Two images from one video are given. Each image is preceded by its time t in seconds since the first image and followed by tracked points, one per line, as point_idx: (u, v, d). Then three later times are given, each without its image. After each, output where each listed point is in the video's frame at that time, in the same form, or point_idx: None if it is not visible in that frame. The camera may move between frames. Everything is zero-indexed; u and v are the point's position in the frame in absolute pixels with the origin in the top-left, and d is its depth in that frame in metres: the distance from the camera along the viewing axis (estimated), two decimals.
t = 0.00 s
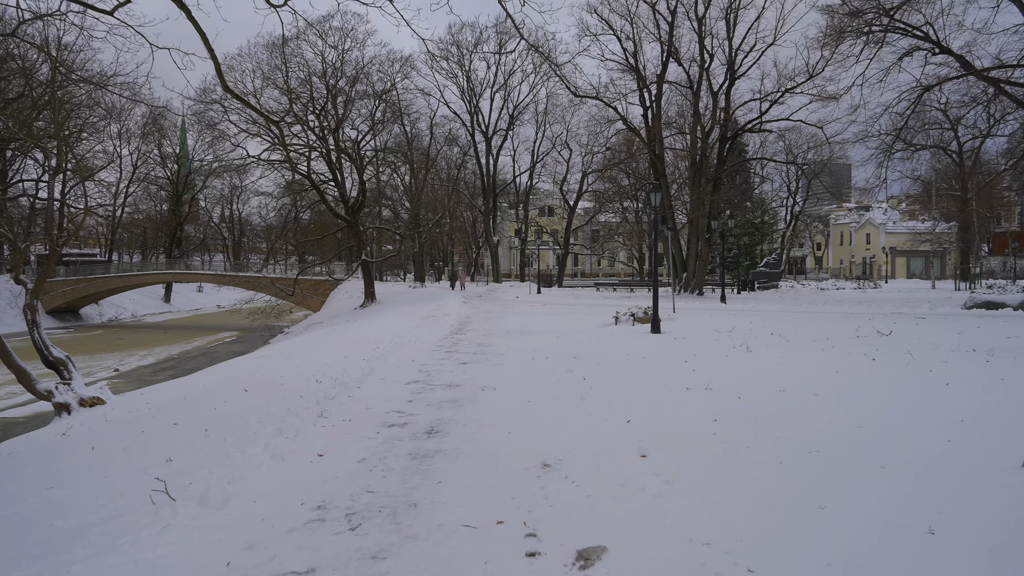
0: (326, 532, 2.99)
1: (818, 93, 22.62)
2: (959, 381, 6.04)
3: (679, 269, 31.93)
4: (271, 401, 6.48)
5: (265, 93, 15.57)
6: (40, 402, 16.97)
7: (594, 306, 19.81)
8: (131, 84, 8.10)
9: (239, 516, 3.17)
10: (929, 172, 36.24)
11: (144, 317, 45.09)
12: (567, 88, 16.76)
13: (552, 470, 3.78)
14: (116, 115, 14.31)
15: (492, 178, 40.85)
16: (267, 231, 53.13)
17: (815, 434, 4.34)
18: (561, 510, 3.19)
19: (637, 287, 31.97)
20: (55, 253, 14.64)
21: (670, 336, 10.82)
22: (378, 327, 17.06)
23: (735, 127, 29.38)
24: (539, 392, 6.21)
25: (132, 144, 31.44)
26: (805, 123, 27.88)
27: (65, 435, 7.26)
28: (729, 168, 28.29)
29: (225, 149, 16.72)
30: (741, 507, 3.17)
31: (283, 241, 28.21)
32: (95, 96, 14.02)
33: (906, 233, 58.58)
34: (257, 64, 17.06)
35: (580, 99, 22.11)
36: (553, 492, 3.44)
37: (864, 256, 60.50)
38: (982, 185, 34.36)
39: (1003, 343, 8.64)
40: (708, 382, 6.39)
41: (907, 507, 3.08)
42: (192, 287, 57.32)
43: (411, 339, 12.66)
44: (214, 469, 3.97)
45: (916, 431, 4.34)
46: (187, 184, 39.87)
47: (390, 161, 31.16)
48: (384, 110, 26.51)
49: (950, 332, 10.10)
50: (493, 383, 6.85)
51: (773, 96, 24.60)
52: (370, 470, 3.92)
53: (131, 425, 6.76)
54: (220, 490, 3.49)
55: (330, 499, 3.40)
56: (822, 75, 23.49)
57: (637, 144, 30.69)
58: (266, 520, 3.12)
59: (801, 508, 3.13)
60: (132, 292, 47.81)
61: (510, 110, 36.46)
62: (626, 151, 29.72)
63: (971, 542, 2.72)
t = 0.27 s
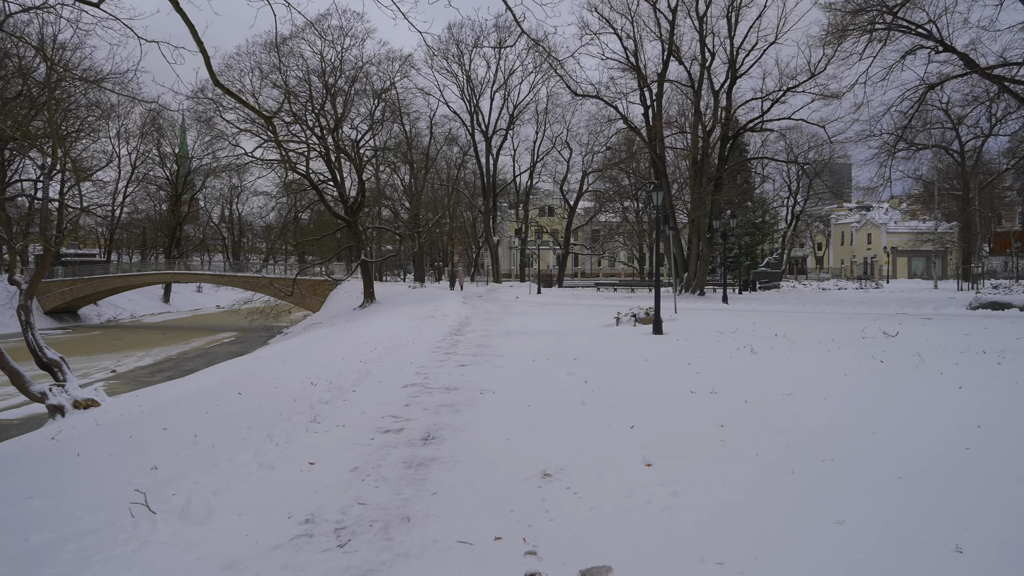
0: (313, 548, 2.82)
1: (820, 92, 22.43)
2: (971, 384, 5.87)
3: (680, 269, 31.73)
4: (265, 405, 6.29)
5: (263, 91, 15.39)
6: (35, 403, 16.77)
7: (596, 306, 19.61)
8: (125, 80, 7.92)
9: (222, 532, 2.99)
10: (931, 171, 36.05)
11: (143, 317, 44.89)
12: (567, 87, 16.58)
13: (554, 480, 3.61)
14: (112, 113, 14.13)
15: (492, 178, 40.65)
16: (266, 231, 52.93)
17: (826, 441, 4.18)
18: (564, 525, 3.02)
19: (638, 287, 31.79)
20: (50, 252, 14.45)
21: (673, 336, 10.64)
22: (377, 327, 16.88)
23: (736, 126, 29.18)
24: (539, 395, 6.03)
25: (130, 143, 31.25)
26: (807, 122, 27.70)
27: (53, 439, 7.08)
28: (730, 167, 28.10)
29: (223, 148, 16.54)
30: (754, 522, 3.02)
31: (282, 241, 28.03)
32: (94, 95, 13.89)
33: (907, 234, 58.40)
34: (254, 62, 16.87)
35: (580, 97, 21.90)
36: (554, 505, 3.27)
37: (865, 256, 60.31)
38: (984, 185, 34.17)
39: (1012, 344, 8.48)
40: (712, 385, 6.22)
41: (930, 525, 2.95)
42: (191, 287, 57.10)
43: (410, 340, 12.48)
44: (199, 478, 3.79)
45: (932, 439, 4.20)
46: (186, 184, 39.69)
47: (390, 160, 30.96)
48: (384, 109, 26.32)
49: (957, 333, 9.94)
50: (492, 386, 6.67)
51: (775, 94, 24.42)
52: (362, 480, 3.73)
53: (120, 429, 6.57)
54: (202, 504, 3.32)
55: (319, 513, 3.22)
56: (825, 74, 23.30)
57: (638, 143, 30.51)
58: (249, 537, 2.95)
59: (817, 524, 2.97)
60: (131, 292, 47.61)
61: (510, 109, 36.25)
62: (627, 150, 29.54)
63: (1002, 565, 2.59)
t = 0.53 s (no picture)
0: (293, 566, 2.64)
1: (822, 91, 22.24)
2: (985, 388, 5.68)
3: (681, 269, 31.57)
4: (255, 409, 6.11)
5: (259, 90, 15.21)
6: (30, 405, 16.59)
7: (596, 306, 19.43)
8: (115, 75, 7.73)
9: (198, 550, 2.81)
10: (933, 170, 35.85)
11: (141, 317, 44.70)
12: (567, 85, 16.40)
13: (552, 491, 3.42)
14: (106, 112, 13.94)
15: (492, 178, 40.48)
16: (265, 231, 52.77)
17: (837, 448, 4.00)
18: (563, 541, 2.83)
19: (638, 287, 31.61)
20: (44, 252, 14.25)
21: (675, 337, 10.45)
22: (375, 328, 16.70)
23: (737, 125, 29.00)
24: (537, 399, 5.83)
25: (128, 143, 31.07)
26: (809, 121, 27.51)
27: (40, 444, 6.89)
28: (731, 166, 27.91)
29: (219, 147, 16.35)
30: (766, 538, 2.84)
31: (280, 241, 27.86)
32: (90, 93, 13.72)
33: (908, 233, 58.19)
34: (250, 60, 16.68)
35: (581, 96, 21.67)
36: (551, 519, 3.08)
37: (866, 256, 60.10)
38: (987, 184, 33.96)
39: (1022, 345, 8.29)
40: (717, 389, 6.03)
41: (955, 541, 2.77)
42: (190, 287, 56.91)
43: (408, 341, 12.30)
44: (180, 489, 3.61)
45: (949, 446, 4.01)
46: (184, 184, 39.51)
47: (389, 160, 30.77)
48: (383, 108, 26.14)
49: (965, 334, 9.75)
50: (489, 389, 6.48)
51: (776, 93, 24.24)
52: (351, 491, 3.55)
53: (107, 434, 6.39)
54: (179, 518, 3.14)
55: (303, 527, 3.04)
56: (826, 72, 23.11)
57: (638, 142, 30.32)
58: (227, 554, 2.77)
59: (830, 539, 2.81)
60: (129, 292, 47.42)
61: (510, 109, 36.05)
62: (627, 149, 29.35)
63: None
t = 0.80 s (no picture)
0: None
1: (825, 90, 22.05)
2: (999, 393, 5.49)
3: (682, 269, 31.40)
4: (246, 415, 5.93)
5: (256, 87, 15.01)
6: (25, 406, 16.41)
7: (597, 307, 19.25)
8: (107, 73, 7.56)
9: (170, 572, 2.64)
10: (935, 170, 35.64)
11: (140, 317, 44.52)
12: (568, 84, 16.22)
13: (550, 507, 3.24)
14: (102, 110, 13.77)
15: (492, 177, 40.30)
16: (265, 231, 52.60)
17: (850, 459, 3.82)
18: (560, 564, 2.65)
19: (639, 287, 31.44)
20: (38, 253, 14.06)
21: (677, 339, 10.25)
22: (373, 329, 16.53)
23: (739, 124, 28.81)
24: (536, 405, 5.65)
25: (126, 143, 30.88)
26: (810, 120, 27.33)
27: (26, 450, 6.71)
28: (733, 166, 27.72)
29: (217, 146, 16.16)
30: (780, 560, 2.66)
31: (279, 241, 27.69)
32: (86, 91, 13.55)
33: (909, 233, 57.96)
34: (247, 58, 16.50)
35: (582, 94, 21.49)
36: (549, 538, 2.90)
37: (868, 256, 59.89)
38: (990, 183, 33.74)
39: None
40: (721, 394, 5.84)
41: (984, 564, 2.58)
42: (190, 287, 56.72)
43: (406, 342, 12.12)
44: (158, 503, 3.44)
45: (968, 457, 3.82)
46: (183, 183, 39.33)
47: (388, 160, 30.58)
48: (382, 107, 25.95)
49: (973, 336, 9.55)
50: (487, 394, 6.30)
51: (778, 92, 24.05)
52: (339, 505, 3.37)
53: (95, 439, 6.22)
54: (152, 538, 2.97)
55: (284, 547, 2.87)
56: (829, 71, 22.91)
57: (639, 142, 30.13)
58: None
59: (849, 562, 2.63)
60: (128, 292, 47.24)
61: (510, 108, 35.86)
62: (628, 149, 29.17)
63: None
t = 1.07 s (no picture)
0: None
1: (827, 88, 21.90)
2: (1013, 395, 5.31)
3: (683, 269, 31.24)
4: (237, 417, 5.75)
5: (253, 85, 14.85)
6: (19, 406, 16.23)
7: (598, 307, 19.09)
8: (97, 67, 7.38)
9: None
10: (937, 170, 35.49)
11: (139, 317, 44.33)
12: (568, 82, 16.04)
13: (551, 517, 3.06)
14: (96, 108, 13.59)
15: (492, 177, 40.15)
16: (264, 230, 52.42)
17: (866, 467, 3.63)
18: None
19: (640, 288, 31.28)
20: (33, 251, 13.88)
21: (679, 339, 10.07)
22: (372, 328, 16.37)
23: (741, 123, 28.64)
24: (536, 407, 5.46)
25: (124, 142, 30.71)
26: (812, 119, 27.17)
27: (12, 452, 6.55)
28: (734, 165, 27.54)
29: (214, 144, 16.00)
30: None
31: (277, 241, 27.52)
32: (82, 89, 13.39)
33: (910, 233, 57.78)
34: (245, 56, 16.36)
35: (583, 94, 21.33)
36: (549, 551, 2.72)
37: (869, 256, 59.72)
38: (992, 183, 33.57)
39: None
40: (727, 397, 5.65)
41: None
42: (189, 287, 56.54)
43: (404, 342, 11.96)
44: (137, 513, 3.26)
45: (989, 464, 3.63)
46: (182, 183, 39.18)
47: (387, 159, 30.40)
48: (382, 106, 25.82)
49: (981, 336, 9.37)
50: (486, 395, 6.13)
51: (780, 91, 23.89)
52: (328, 514, 3.20)
53: (82, 442, 6.04)
54: (126, 552, 2.79)
55: (266, 560, 2.70)
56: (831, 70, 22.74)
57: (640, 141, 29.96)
58: None
59: None
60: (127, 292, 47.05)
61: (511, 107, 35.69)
62: (629, 148, 29.01)
63: None
